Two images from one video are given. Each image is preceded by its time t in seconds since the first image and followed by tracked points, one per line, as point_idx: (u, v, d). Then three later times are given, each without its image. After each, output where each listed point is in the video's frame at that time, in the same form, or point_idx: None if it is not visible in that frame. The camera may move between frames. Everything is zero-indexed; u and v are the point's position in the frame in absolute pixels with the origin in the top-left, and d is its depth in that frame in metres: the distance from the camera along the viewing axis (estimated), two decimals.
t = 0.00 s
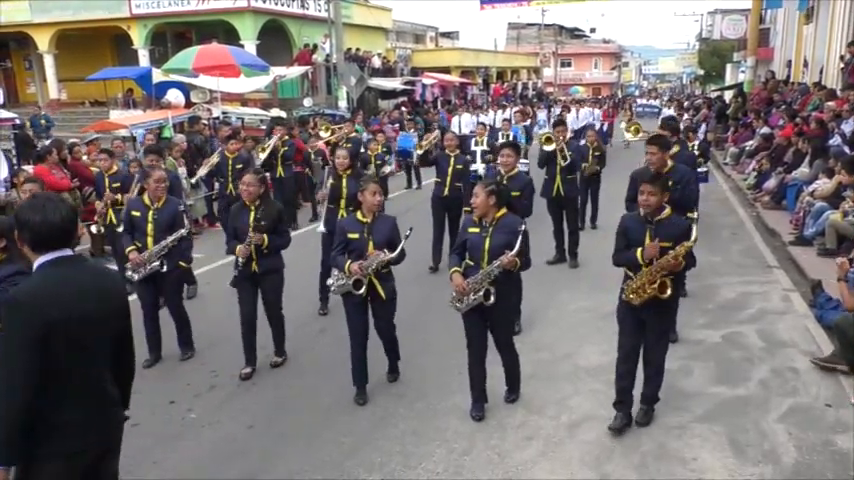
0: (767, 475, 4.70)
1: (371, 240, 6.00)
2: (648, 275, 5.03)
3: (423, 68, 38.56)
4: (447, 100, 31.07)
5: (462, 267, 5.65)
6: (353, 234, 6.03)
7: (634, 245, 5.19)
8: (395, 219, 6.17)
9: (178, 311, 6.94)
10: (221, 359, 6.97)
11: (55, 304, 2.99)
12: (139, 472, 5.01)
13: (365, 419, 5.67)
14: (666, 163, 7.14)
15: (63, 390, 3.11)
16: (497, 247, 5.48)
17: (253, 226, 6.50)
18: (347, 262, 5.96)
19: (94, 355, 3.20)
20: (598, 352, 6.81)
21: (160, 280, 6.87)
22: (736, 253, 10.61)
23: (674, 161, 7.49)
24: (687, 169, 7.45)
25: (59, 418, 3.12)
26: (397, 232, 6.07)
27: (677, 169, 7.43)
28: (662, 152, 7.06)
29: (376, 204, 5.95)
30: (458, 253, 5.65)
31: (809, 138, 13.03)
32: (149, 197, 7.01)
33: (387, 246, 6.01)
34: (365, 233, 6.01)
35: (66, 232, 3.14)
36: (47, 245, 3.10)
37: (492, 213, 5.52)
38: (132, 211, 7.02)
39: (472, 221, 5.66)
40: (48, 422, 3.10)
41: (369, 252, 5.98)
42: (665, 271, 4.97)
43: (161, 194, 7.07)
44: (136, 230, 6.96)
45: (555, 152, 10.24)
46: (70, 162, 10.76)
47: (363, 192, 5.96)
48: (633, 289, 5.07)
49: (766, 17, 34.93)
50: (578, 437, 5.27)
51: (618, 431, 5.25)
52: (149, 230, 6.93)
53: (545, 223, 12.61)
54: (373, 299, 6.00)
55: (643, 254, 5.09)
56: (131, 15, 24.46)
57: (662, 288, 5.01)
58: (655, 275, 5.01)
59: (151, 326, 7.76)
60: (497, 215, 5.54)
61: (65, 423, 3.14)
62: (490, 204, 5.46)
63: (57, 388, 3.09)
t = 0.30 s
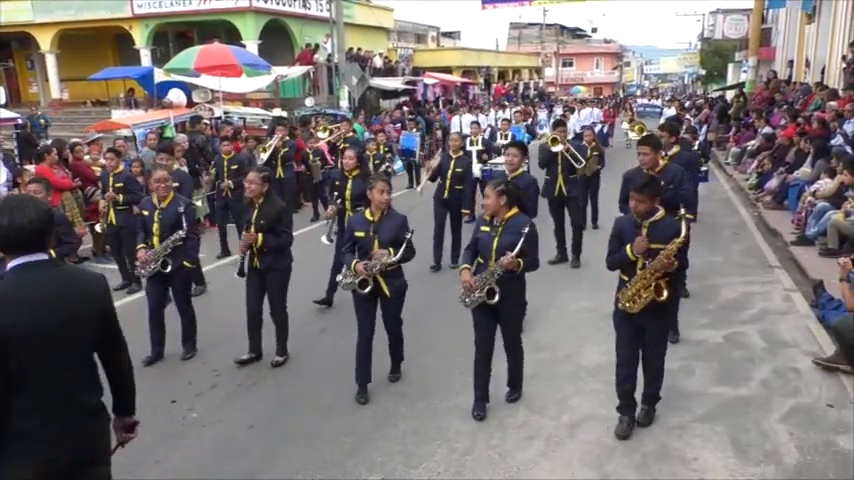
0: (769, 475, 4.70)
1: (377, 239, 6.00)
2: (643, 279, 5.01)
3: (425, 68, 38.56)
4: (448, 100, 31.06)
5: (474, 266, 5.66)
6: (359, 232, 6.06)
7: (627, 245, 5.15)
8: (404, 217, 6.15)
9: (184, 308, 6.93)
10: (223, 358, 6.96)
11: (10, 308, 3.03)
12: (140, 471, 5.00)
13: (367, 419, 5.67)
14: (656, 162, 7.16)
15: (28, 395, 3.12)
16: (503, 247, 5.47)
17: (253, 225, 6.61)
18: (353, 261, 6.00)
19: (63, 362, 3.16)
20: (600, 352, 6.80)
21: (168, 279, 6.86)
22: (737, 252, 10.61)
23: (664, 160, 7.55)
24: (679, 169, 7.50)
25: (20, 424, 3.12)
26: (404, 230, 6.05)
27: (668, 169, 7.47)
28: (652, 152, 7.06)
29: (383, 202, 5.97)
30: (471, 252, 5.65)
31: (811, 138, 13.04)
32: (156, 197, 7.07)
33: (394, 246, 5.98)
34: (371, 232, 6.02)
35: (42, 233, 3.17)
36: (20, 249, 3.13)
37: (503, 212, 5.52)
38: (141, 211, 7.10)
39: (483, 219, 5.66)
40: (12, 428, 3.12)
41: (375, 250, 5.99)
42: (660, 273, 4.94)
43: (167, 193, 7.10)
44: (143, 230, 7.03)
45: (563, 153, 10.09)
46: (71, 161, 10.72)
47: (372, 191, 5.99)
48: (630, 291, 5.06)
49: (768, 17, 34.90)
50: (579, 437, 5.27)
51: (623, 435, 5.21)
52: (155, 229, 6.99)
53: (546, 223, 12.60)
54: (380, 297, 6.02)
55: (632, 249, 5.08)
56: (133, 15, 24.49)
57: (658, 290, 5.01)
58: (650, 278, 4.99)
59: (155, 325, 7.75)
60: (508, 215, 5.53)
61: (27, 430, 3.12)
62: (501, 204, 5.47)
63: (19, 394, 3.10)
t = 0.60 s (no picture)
0: (773, 476, 4.69)
1: (379, 238, 5.99)
2: (637, 291, 4.97)
3: (428, 68, 38.54)
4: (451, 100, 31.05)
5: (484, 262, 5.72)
6: (362, 231, 6.10)
7: (624, 246, 5.13)
8: (410, 216, 6.14)
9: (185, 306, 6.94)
10: (226, 357, 6.98)
11: None
12: (143, 471, 5.00)
13: (370, 418, 5.67)
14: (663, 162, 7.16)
15: None
16: (508, 244, 5.46)
17: (252, 223, 6.65)
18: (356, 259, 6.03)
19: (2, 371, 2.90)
20: (603, 352, 6.79)
21: (168, 279, 6.87)
22: (740, 253, 10.59)
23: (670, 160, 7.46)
24: (683, 169, 7.40)
25: None
26: (408, 229, 6.03)
27: (672, 169, 7.39)
28: (659, 152, 7.07)
29: (387, 202, 5.99)
30: (481, 250, 5.69)
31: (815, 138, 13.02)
32: (160, 196, 7.11)
33: (396, 246, 5.96)
34: (373, 231, 6.03)
35: None
36: None
37: (512, 209, 5.51)
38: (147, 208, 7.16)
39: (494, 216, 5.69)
40: None
41: (378, 249, 6.00)
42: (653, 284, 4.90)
43: (172, 193, 7.12)
44: (147, 229, 7.09)
45: (565, 152, 10.14)
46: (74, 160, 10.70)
47: (376, 190, 6.01)
48: (625, 303, 5.03)
49: (772, 17, 34.84)
50: (583, 437, 5.26)
51: (626, 435, 5.20)
52: (157, 227, 7.03)
53: (549, 223, 12.59)
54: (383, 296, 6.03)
55: (626, 260, 5.05)
56: (136, 15, 24.51)
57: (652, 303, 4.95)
58: (643, 291, 4.95)
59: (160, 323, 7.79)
60: (516, 212, 5.53)
61: None
62: (512, 201, 5.48)
63: None
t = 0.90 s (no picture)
0: (776, 476, 4.69)
1: (371, 238, 5.99)
2: (635, 293, 4.92)
3: (430, 68, 38.55)
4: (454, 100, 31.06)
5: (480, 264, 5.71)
6: (354, 230, 6.09)
7: (629, 247, 5.13)
8: (402, 216, 6.11)
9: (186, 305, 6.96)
10: (228, 356, 7.00)
11: None
12: (146, 470, 5.01)
13: (373, 417, 5.68)
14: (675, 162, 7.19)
15: None
16: (504, 245, 5.46)
17: (250, 221, 6.66)
18: (349, 258, 6.03)
19: None
20: (606, 352, 6.79)
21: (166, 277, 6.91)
22: (743, 253, 10.58)
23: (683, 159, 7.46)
24: (695, 169, 7.40)
25: None
26: (400, 230, 5.99)
27: (685, 169, 7.39)
28: (673, 151, 7.05)
29: (377, 201, 5.97)
30: (477, 251, 5.68)
31: (818, 138, 13.02)
32: (158, 194, 7.07)
33: (384, 245, 5.92)
34: (365, 231, 6.03)
35: None
36: None
37: (507, 210, 5.50)
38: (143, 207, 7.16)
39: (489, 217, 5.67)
40: None
41: (368, 249, 5.99)
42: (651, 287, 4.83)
43: (170, 190, 7.08)
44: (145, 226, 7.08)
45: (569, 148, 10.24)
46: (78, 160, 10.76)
47: (368, 190, 6.00)
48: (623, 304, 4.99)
49: (775, 17, 34.80)
50: (585, 437, 5.26)
51: (629, 436, 5.20)
52: (153, 226, 7.02)
53: (552, 223, 12.59)
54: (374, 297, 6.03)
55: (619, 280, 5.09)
56: (140, 15, 24.55)
57: (648, 306, 4.87)
58: (640, 294, 4.89)
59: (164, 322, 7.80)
60: (511, 214, 5.51)
61: None
62: (508, 202, 5.45)
63: None
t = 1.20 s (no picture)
0: (778, 476, 4.68)
1: (358, 237, 5.90)
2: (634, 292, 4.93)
3: (432, 67, 38.55)
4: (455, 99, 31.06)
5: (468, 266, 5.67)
6: (343, 230, 6.01)
7: (642, 247, 5.10)
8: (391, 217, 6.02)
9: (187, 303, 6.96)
10: (230, 356, 7.00)
11: None
12: (148, 469, 5.02)
13: (374, 417, 5.68)
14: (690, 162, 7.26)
15: None
16: (492, 244, 5.44)
17: (254, 219, 6.65)
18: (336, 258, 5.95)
19: None
20: (607, 352, 6.79)
21: (168, 276, 6.93)
22: (746, 253, 10.56)
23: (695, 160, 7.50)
24: (708, 170, 7.42)
25: None
26: (388, 231, 5.90)
27: (697, 170, 7.43)
28: (688, 150, 7.06)
29: (366, 201, 5.86)
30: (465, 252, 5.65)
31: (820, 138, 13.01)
32: (157, 194, 7.10)
33: (367, 246, 5.85)
34: (353, 231, 5.93)
35: None
36: None
37: (496, 209, 5.49)
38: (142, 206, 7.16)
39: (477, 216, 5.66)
40: None
41: (355, 249, 5.92)
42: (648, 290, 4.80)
43: (168, 190, 7.12)
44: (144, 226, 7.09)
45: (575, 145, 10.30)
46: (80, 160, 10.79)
47: (354, 190, 5.89)
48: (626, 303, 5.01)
49: (777, 16, 34.77)
50: (587, 437, 5.26)
51: (630, 435, 5.20)
52: (153, 224, 7.01)
53: (554, 223, 12.57)
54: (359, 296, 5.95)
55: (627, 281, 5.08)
56: (142, 14, 24.58)
57: (644, 306, 4.88)
58: (639, 293, 4.88)
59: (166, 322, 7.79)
60: (500, 212, 5.51)
61: None
62: (496, 200, 5.44)
63: None
